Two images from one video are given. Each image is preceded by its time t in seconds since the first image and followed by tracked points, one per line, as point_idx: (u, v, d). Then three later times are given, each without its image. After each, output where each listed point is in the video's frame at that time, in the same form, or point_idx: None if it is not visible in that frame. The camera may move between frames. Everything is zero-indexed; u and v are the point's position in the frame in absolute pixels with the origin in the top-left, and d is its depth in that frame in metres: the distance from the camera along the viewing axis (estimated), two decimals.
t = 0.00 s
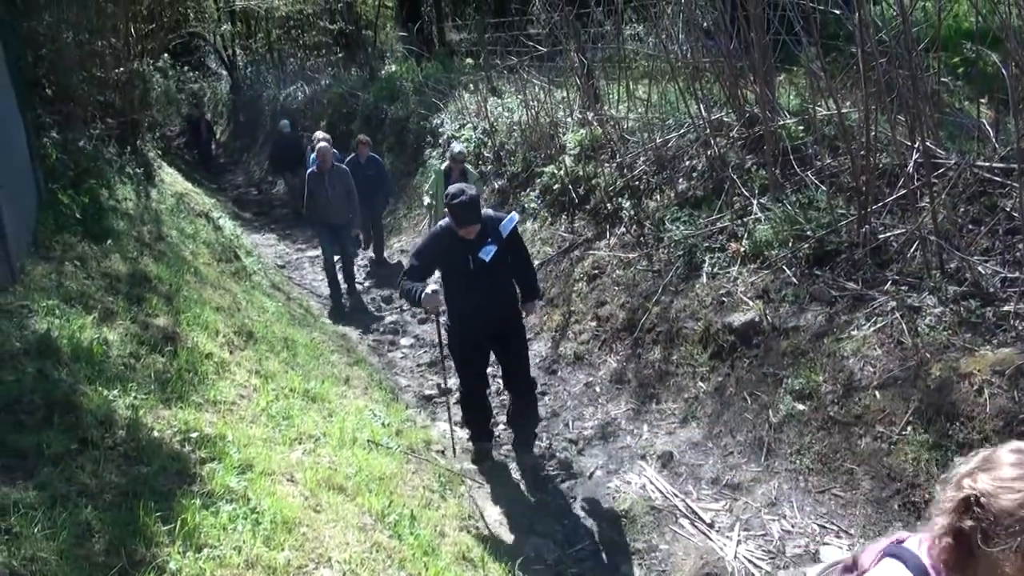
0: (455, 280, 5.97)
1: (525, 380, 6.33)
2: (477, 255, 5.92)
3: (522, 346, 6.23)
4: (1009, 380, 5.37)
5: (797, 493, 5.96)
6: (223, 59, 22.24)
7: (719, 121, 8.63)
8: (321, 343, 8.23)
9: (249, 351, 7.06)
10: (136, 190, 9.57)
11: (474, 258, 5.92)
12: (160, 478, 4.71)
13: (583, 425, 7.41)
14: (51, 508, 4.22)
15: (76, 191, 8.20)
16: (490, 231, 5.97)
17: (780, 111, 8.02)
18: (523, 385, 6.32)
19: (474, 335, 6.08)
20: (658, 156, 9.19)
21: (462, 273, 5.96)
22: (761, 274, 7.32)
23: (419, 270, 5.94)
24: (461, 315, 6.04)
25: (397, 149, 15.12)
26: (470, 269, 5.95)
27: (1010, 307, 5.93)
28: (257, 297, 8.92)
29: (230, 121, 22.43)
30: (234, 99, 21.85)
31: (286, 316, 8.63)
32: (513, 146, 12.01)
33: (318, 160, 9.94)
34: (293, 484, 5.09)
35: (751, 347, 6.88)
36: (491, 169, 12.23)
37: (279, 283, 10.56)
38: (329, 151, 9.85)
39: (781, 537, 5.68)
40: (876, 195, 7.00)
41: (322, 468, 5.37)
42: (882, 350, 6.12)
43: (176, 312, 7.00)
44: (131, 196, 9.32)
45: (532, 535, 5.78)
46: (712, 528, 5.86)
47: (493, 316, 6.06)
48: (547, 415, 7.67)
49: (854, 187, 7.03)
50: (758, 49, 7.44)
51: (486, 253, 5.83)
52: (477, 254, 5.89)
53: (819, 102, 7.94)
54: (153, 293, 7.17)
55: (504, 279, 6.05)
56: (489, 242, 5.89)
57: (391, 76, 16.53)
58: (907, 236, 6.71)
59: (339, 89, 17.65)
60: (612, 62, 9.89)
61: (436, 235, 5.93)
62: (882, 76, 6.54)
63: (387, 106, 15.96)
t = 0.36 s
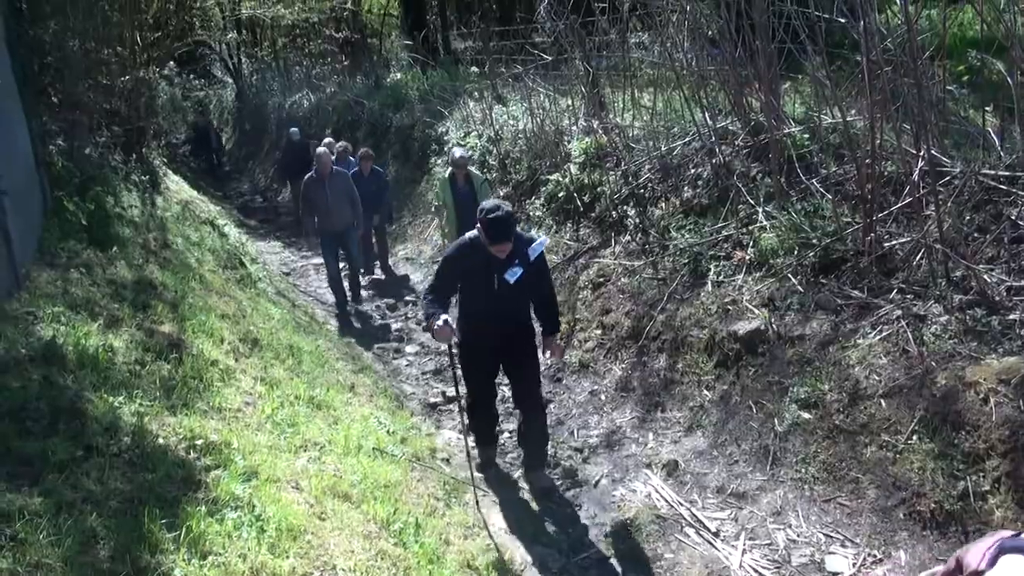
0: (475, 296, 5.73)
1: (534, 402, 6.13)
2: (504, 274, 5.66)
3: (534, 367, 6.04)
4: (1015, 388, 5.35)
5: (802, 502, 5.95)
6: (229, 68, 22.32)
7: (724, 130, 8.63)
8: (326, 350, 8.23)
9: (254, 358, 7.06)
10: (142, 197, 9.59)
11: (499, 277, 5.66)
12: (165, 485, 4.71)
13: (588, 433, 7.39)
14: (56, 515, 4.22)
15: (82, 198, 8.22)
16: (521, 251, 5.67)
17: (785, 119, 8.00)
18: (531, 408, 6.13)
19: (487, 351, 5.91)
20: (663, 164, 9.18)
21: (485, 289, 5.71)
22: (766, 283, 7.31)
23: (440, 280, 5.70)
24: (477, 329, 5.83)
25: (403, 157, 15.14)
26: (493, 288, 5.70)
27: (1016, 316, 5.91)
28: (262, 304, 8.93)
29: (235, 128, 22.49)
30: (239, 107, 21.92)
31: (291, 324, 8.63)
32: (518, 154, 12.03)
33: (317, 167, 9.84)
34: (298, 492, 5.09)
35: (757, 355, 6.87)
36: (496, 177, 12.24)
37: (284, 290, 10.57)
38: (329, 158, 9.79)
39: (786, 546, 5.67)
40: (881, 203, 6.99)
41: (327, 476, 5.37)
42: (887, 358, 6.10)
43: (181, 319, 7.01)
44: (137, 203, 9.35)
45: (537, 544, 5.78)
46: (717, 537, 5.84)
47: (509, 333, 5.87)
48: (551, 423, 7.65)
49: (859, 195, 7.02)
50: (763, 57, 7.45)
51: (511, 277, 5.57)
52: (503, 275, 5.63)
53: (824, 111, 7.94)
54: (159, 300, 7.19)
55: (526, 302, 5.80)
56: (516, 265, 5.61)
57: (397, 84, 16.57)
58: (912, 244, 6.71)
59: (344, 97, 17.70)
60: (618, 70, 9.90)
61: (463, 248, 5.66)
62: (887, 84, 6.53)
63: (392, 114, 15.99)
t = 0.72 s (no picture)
0: (493, 291, 5.69)
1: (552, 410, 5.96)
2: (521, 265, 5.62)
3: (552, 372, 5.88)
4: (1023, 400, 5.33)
5: (808, 513, 5.92)
6: (237, 73, 22.38)
7: (732, 138, 8.62)
8: (331, 355, 8.23)
9: (259, 362, 7.07)
10: (149, 200, 9.62)
11: (516, 267, 5.62)
12: (170, 488, 4.70)
13: (593, 441, 7.38)
14: (60, 517, 4.22)
15: (90, 201, 8.24)
16: (538, 242, 5.67)
17: (793, 128, 7.99)
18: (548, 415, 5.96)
19: (503, 351, 5.79)
20: (671, 172, 9.16)
21: (502, 282, 5.66)
22: (773, 292, 7.29)
23: (457, 275, 5.70)
24: (494, 326, 5.75)
25: (410, 163, 15.16)
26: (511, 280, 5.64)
27: None
28: (268, 308, 8.93)
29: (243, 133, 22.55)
30: (247, 112, 21.99)
31: (297, 329, 8.64)
32: (525, 160, 12.03)
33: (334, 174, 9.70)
34: (302, 496, 5.09)
35: (763, 364, 6.85)
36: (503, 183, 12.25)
37: (290, 295, 10.57)
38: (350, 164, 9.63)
39: (791, 556, 5.64)
40: (889, 213, 6.97)
41: (331, 481, 5.36)
42: (893, 369, 6.08)
43: (187, 323, 7.02)
44: (144, 207, 9.37)
45: (541, 552, 5.77)
46: (722, 546, 5.82)
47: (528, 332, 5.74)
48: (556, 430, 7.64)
49: (867, 205, 7.00)
50: (771, 66, 7.44)
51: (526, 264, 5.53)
52: (519, 264, 5.59)
53: (832, 120, 7.93)
54: (165, 303, 7.20)
55: (544, 297, 5.70)
56: (533, 251, 5.59)
57: (405, 90, 16.60)
58: (919, 254, 6.69)
59: (352, 103, 17.74)
60: (626, 78, 9.90)
61: (480, 241, 5.68)
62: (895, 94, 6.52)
63: (400, 119, 16.02)
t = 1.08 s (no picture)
0: (515, 302, 5.60)
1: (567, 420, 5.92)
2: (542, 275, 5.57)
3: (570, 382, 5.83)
4: None
5: (815, 522, 5.90)
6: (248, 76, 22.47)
7: (741, 146, 8.60)
8: (339, 359, 8.24)
9: (267, 366, 7.07)
10: (158, 203, 9.64)
11: (538, 279, 5.57)
12: (176, 491, 4.71)
13: (600, 447, 7.36)
14: (66, 518, 4.23)
15: (99, 203, 8.27)
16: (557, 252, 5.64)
17: (803, 136, 7.97)
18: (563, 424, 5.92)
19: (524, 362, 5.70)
20: (680, 178, 9.15)
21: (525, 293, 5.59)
22: (782, 300, 7.28)
23: (478, 286, 5.58)
24: (516, 337, 5.65)
25: (419, 168, 15.17)
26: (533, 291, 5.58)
27: None
28: (276, 312, 8.94)
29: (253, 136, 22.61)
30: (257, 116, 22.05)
31: (305, 332, 8.65)
32: (534, 166, 12.03)
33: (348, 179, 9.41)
34: (308, 500, 5.08)
35: (771, 372, 6.83)
36: (512, 188, 12.25)
37: (298, 299, 10.58)
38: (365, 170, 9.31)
39: (797, 565, 5.62)
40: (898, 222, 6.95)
41: (337, 485, 5.36)
42: (901, 378, 6.06)
43: (195, 325, 7.03)
44: (154, 209, 9.40)
45: (546, 558, 5.75)
46: (728, 554, 5.80)
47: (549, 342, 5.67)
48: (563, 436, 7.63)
49: (876, 214, 6.98)
50: (781, 74, 7.43)
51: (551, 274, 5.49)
52: (542, 274, 5.54)
53: (842, 128, 7.91)
54: (173, 306, 7.21)
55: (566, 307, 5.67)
56: (555, 263, 5.56)
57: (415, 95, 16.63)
58: (928, 263, 6.66)
59: (362, 107, 17.78)
60: (636, 84, 9.90)
61: (498, 253, 5.60)
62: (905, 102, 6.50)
63: (410, 124, 16.04)
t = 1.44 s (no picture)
0: (541, 322, 5.44)
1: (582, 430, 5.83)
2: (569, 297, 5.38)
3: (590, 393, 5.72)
4: None
5: (822, 528, 5.87)
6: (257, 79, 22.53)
7: (750, 150, 8.59)
8: (346, 361, 8.24)
9: (274, 367, 7.09)
10: (167, 204, 9.66)
11: (565, 300, 5.38)
12: (183, 492, 4.72)
13: (607, 451, 7.35)
14: (72, 517, 4.24)
15: (108, 204, 8.30)
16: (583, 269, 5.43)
17: (812, 141, 7.95)
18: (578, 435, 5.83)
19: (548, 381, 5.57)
20: (689, 182, 9.13)
21: (550, 315, 5.42)
22: (790, 305, 7.26)
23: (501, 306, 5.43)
24: (541, 356, 5.52)
25: (428, 170, 15.19)
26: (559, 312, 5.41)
27: None
28: (284, 313, 8.96)
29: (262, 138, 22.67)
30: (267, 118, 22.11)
31: (313, 334, 8.66)
32: (543, 169, 12.03)
33: (355, 184, 9.32)
34: (314, 502, 5.08)
35: (779, 377, 6.81)
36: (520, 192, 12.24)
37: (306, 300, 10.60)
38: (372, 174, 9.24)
39: (804, 571, 5.61)
40: (907, 227, 6.92)
41: (344, 487, 5.36)
42: (909, 384, 6.03)
43: (203, 327, 7.04)
44: (162, 211, 9.43)
45: (552, 562, 5.75)
46: (735, 559, 5.78)
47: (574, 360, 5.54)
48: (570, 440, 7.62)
49: (885, 219, 6.96)
50: (790, 78, 7.42)
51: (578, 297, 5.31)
52: (568, 297, 5.36)
53: (851, 133, 7.89)
54: (182, 307, 7.23)
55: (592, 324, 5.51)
56: (582, 283, 5.36)
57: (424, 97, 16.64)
58: (937, 269, 6.63)
59: (371, 110, 17.81)
60: (645, 88, 9.90)
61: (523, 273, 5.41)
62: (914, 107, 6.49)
63: (418, 127, 16.06)
